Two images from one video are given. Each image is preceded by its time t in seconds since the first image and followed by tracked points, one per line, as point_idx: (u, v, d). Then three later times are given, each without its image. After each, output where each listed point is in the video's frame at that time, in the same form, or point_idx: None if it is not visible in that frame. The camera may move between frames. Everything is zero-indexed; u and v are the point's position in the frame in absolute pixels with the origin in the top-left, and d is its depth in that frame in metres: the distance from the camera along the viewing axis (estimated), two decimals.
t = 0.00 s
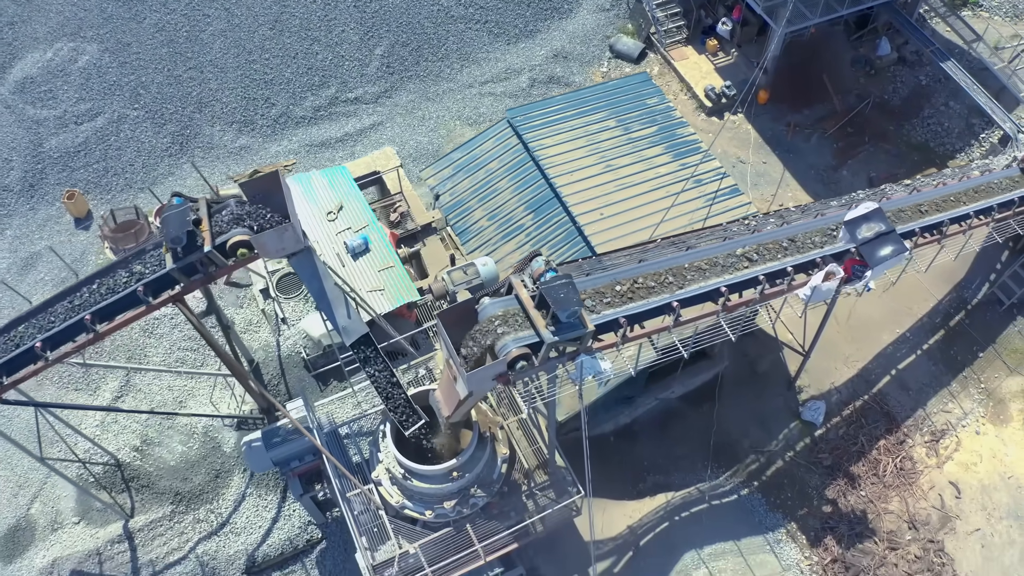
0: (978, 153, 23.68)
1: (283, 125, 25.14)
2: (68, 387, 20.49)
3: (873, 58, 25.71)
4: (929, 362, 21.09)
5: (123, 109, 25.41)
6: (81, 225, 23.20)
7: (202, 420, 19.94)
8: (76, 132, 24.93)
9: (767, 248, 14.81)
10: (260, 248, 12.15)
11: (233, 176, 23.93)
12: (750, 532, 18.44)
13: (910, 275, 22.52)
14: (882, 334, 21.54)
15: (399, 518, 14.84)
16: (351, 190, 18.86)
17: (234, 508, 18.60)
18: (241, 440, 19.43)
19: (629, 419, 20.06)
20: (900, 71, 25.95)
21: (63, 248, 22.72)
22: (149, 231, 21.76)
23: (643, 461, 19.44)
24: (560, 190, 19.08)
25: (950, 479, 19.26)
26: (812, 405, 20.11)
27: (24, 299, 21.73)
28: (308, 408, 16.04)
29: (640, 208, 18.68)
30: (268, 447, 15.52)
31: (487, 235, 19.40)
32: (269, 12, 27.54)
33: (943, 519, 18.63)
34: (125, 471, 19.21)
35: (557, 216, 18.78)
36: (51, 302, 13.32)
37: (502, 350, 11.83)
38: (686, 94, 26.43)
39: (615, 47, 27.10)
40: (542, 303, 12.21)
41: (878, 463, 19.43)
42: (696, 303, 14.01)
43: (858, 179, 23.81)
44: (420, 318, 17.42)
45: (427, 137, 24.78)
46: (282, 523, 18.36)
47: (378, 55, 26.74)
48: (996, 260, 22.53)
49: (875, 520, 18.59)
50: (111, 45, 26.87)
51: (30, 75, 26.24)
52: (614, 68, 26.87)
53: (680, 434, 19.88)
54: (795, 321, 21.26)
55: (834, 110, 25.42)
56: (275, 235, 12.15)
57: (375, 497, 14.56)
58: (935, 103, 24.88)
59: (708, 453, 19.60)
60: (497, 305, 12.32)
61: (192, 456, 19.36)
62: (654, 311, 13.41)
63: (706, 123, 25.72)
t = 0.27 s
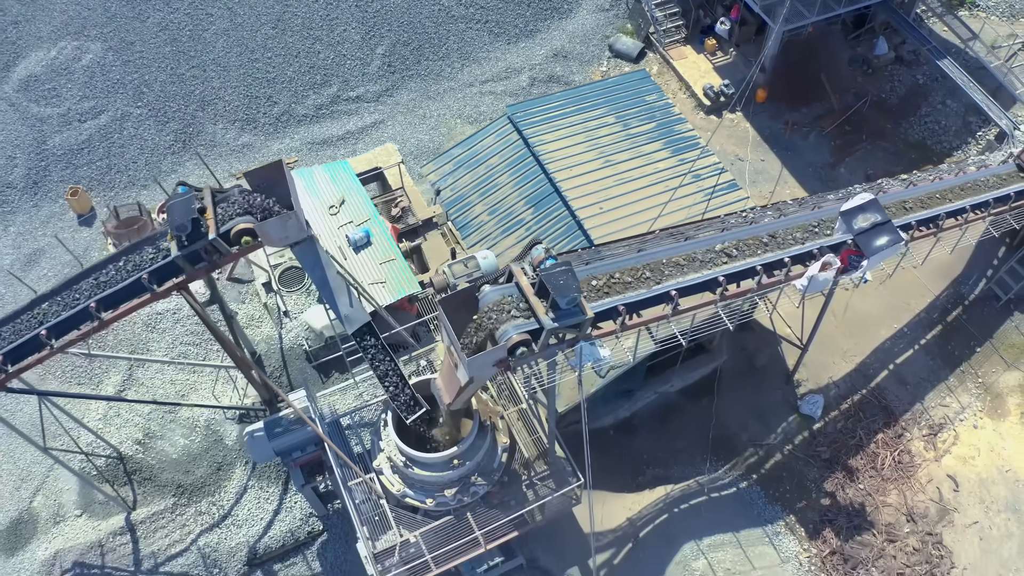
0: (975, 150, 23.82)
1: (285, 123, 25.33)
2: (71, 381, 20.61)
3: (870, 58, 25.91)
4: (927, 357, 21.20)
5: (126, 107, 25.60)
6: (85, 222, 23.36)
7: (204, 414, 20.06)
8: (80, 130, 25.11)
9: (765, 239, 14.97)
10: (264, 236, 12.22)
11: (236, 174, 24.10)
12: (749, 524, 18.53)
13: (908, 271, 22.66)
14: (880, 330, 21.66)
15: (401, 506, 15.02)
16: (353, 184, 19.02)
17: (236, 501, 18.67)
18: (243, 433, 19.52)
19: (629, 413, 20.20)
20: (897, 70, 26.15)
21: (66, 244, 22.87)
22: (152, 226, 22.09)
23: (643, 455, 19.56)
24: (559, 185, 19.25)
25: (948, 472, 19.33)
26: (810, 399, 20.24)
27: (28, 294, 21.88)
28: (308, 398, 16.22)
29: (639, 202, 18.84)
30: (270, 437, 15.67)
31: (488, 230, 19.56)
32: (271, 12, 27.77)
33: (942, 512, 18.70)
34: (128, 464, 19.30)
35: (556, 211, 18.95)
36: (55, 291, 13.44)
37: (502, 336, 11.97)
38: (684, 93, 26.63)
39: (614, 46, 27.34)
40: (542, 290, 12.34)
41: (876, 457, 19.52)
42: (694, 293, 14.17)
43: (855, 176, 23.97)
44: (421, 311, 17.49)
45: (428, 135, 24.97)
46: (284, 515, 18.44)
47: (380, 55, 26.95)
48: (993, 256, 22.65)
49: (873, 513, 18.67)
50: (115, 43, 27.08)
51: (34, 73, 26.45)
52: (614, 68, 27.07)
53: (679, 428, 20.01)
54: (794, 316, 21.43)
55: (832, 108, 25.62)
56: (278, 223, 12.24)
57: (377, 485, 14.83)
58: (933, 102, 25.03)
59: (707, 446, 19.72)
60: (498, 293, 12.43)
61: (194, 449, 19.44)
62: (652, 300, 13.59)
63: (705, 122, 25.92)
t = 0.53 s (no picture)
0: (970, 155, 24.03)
1: (287, 129, 25.55)
2: (74, 382, 20.69)
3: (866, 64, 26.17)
4: (924, 359, 21.30)
5: (130, 112, 25.83)
6: (88, 226, 23.52)
7: (206, 415, 20.06)
8: (84, 135, 25.33)
9: (761, 238, 15.16)
10: (268, 231, 12.46)
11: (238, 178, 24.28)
12: (748, 524, 18.55)
13: (905, 274, 22.81)
14: (877, 332, 21.78)
15: (403, 502, 15.11)
16: (355, 186, 19.19)
17: (237, 501, 18.65)
18: (245, 433, 19.54)
19: (628, 415, 20.29)
20: (894, 76, 26.34)
21: (70, 248, 23.01)
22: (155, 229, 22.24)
23: (642, 456, 19.63)
24: (559, 187, 19.44)
25: (946, 473, 19.39)
26: (808, 400, 20.35)
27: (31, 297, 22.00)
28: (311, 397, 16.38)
29: (638, 204, 19.02)
30: (272, 434, 15.73)
31: (488, 231, 19.72)
32: (274, 19, 28.08)
33: (940, 512, 18.75)
34: (130, 465, 19.31)
35: (556, 212, 19.12)
36: (59, 287, 13.62)
37: (503, 329, 12.13)
38: (683, 99, 26.91)
39: (613, 53, 27.60)
40: (542, 284, 12.51)
41: (874, 458, 19.59)
42: (692, 289, 14.33)
43: (852, 181, 24.18)
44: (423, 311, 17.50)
45: (429, 141, 25.19)
46: (285, 515, 18.43)
47: (381, 61, 27.23)
48: (989, 259, 22.81)
49: (872, 513, 18.71)
50: (119, 49, 27.36)
51: (38, 79, 26.71)
52: (613, 75, 27.33)
53: (678, 429, 20.10)
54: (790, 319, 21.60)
55: (829, 114, 25.89)
56: (282, 218, 12.49)
57: (377, 481, 15.02)
58: (929, 108, 25.29)
59: (706, 447, 19.80)
60: (498, 287, 12.59)
61: (196, 450, 19.43)
62: (651, 296, 13.78)
63: (703, 128, 26.17)
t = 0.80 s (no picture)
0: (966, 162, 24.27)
1: (290, 137, 25.82)
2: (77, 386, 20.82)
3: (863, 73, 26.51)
4: (922, 363, 21.42)
5: (134, 120, 26.11)
6: (92, 232, 23.73)
7: (209, 419, 20.15)
8: (89, 142, 25.61)
9: (759, 240, 15.36)
10: (272, 230, 12.75)
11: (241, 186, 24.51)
12: (748, 527, 18.60)
13: (903, 279, 22.99)
14: (875, 337, 21.90)
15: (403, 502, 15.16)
16: (357, 191, 19.42)
17: (239, 504, 18.72)
18: (247, 435, 19.63)
19: (628, 418, 20.38)
20: (891, 85, 26.68)
21: (74, 253, 23.21)
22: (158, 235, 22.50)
23: (642, 459, 19.72)
24: (559, 192, 19.67)
25: (945, 476, 19.48)
26: (807, 403, 20.43)
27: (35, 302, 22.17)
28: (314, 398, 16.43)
29: (637, 209, 19.22)
30: (274, 435, 15.83)
31: (489, 236, 19.91)
32: (277, 29, 28.44)
33: (939, 515, 18.82)
34: (133, 468, 19.40)
35: (556, 217, 19.34)
36: (66, 286, 13.87)
37: (504, 326, 12.28)
38: (682, 108, 27.22)
39: (613, 64, 27.85)
40: (542, 282, 12.70)
41: (873, 461, 19.68)
42: (691, 289, 14.51)
43: (849, 188, 24.41)
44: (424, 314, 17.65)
45: (430, 149, 25.47)
46: (287, 517, 18.49)
47: (383, 71, 27.56)
48: (986, 264, 22.98)
49: (871, 516, 18.78)
50: (123, 58, 27.72)
51: (44, 87, 27.04)
52: (612, 85, 27.61)
53: (678, 432, 20.20)
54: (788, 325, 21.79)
55: (826, 123, 26.19)
56: (287, 216, 12.77)
57: (380, 480, 15.12)
58: (925, 116, 25.57)
59: (706, 451, 19.89)
60: (499, 285, 12.80)
61: (198, 453, 19.50)
62: (650, 295, 13.97)
63: (701, 136, 26.45)
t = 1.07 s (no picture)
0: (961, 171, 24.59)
1: (294, 146, 26.18)
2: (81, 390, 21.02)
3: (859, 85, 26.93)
4: (919, 368, 21.60)
5: (139, 129, 26.48)
6: (97, 239, 24.02)
7: (212, 422, 20.31)
8: (94, 151, 25.97)
9: (756, 242, 15.62)
10: (278, 228, 13.00)
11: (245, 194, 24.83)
12: (747, 529, 18.69)
13: (899, 286, 23.22)
14: (872, 342, 22.09)
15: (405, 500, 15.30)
16: (360, 197, 19.75)
17: (242, 506, 18.84)
18: (250, 438, 19.77)
19: (627, 422, 20.53)
20: (886, 97, 27.12)
21: (78, 260, 23.48)
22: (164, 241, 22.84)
23: (641, 462, 19.87)
24: (559, 198, 19.98)
25: (942, 479, 19.62)
26: (805, 407, 20.54)
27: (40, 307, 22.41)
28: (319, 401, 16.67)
29: (637, 214, 19.50)
30: (277, 435, 15.97)
31: (490, 242, 20.17)
32: (281, 40, 28.90)
33: (937, 517, 18.95)
34: (136, 470, 19.56)
35: (556, 222, 19.62)
36: (74, 285, 14.13)
37: (505, 323, 12.57)
38: (680, 119, 27.61)
39: (612, 76, 28.17)
40: (542, 279, 12.96)
41: (871, 464, 19.82)
42: (689, 289, 14.74)
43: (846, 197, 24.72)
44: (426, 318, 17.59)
45: (432, 159, 25.83)
46: (289, 519, 18.60)
47: (385, 82, 28.00)
48: (982, 271, 23.21)
49: (869, 518, 18.90)
50: (129, 69, 28.16)
51: (50, 96, 27.46)
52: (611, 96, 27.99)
53: (677, 436, 20.35)
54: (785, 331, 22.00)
55: (823, 133, 26.56)
56: (293, 215, 12.98)
57: (381, 479, 15.28)
58: (921, 126, 25.93)
59: (705, 455, 20.02)
60: (500, 283, 13.11)
61: (201, 456, 19.64)
62: (648, 294, 14.23)
63: (699, 146, 26.82)
